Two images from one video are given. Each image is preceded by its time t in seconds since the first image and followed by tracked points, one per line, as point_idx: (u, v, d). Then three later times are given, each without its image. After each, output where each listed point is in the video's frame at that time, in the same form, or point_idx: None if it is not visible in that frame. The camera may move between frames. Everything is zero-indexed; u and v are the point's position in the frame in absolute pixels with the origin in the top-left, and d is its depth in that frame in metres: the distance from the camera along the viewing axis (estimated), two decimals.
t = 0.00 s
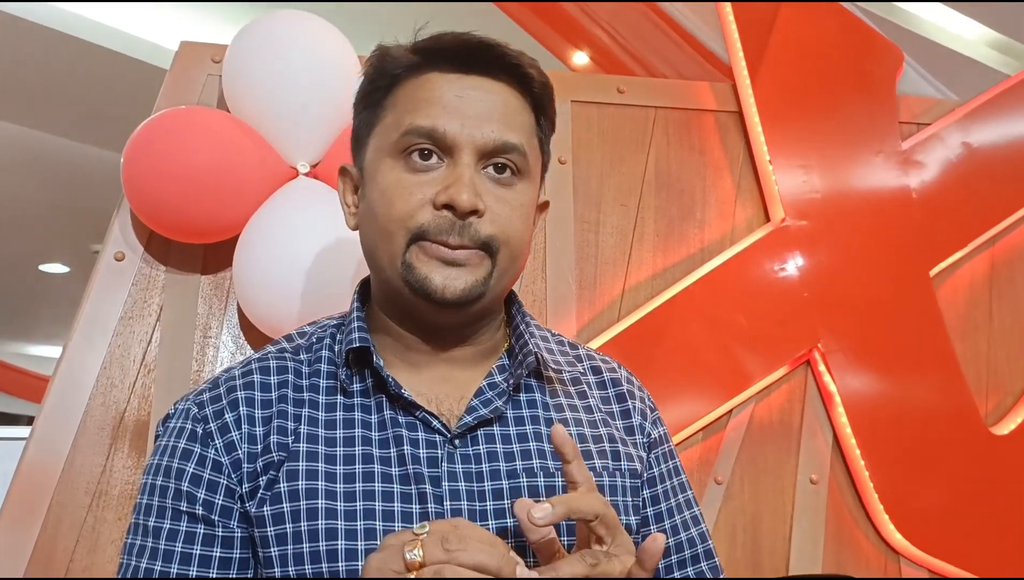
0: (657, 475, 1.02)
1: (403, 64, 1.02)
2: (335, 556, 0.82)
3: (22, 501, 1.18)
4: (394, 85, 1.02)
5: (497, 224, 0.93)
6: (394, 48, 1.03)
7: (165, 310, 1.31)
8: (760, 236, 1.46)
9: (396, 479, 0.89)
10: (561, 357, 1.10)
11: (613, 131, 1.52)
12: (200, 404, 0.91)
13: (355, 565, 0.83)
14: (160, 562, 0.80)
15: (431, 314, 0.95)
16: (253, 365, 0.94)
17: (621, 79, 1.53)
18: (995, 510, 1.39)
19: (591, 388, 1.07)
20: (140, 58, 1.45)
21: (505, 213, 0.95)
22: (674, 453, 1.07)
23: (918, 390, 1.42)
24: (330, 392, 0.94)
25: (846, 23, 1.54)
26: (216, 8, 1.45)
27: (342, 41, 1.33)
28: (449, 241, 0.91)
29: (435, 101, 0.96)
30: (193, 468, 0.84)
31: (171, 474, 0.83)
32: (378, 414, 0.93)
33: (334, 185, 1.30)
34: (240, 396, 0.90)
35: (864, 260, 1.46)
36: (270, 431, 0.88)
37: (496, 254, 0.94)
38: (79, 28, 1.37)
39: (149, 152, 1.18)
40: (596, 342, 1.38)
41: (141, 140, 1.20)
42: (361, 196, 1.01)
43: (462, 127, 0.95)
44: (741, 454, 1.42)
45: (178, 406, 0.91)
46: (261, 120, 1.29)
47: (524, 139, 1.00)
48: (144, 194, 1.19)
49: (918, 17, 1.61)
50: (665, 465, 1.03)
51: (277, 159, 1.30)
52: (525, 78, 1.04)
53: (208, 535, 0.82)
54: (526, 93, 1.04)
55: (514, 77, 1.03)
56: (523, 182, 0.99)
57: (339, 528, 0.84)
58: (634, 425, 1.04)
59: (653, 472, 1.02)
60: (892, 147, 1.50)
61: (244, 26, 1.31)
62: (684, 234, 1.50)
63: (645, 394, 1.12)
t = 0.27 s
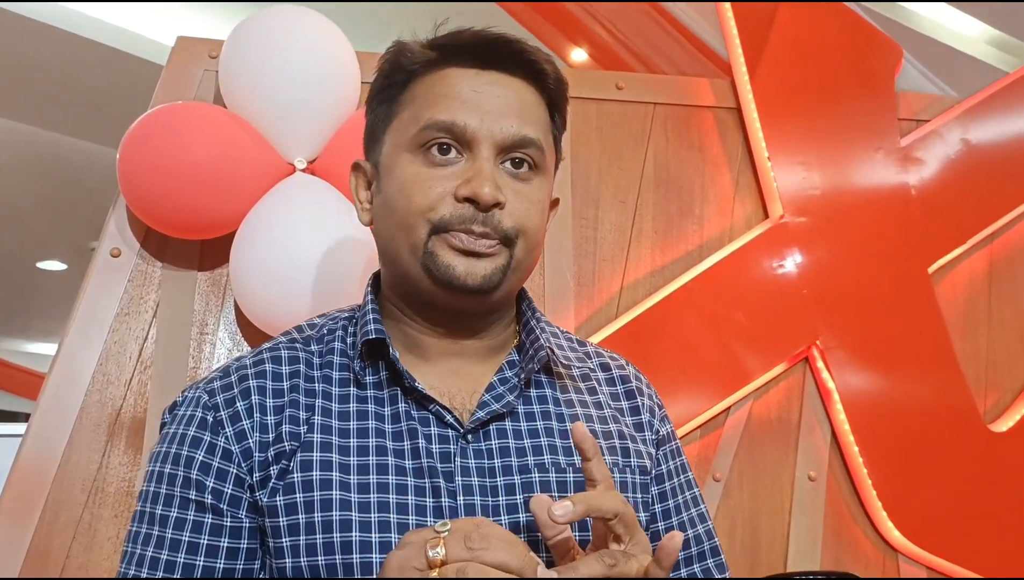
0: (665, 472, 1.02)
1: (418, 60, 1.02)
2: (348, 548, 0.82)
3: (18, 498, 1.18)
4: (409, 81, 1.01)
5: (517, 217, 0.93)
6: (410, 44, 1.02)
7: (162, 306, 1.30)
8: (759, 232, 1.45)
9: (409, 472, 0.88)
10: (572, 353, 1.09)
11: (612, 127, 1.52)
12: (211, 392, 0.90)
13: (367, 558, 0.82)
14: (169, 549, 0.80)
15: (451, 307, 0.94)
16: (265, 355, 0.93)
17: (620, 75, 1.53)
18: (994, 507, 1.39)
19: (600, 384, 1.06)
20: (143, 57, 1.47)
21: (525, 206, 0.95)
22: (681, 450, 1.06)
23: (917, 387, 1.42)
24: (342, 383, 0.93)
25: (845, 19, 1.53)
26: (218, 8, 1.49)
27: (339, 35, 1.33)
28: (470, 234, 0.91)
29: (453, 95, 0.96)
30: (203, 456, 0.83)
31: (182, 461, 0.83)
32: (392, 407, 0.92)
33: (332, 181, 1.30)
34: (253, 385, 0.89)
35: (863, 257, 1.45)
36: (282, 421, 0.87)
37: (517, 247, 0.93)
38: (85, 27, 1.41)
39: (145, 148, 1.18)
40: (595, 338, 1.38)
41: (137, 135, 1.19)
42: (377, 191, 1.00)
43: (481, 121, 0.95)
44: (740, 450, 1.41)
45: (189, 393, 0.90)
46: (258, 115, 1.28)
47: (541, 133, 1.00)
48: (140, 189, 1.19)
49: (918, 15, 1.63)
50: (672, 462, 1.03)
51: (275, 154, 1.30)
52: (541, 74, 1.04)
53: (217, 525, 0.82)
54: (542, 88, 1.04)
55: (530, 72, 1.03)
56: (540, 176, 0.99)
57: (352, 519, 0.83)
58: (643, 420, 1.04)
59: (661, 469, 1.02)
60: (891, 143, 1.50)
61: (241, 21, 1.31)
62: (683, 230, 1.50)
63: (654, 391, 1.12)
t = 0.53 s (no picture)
0: (670, 472, 1.02)
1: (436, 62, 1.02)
2: (360, 546, 0.81)
3: (15, 497, 1.18)
4: (427, 82, 1.01)
5: (532, 222, 0.93)
6: (429, 45, 1.02)
7: (159, 305, 1.30)
8: (757, 231, 1.45)
9: (420, 470, 0.87)
10: (579, 353, 1.10)
11: (611, 126, 1.52)
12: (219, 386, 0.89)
13: (379, 555, 0.81)
14: (176, 545, 0.79)
15: (463, 311, 0.94)
16: (274, 351, 0.93)
17: (619, 75, 1.53)
18: (992, 506, 1.39)
19: (607, 384, 1.07)
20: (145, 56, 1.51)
21: (540, 211, 0.95)
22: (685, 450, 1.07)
23: (915, 386, 1.42)
24: (352, 380, 0.92)
25: (844, 19, 1.53)
26: (218, 8, 1.52)
27: (337, 34, 1.33)
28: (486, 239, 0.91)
29: (472, 99, 0.96)
30: (212, 451, 0.82)
31: (191, 455, 0.82)
32: (403, 404, 0.92)
33: (331, 180, 1.30)
34: (263, 380, 0.88)
35: (861, 256, 1.46)
36: (292, 417, 0.87)
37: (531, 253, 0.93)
38: (85, 27, 1.47)
39: (143, 146, 1.18)
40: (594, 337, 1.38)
41: (135, 133, 1.19)
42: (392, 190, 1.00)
43: (499, 125, 0.95)
44: (737, 450, 1.42)
45: (195, 387, 0.89)
46: (256, 114, 1.28)
47: (557, 139, 1.00)
48: (138, 188, 1.19)
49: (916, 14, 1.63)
50: (678, 461, 1.03)
51: (273, 153, 1.30)
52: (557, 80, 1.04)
53: (224, 521, 0.81)
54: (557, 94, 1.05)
55: (547, 78, 1.03)
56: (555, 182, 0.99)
57: (364, 516, 0.83)
58: (649, 420, 1.04)
59: (667, 469, 1.02)
60: (889, 143, 1.50)
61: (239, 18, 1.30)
62: (681, 229, 1.50)
63: (659, 392, 1.12)
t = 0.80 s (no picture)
0: (679, 481, 1.03)
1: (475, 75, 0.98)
2: (374, 550, 0.81)
3: (15, 496, 1.18)
4: (461, 95, 0.98)
5: (547, 260, 0.93)
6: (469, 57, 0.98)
7: (160, 305, 1.30)
8: (757, 231, 1.45)
9: (435, 474, 0.87)
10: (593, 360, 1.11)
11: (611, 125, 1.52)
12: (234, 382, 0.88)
13: (393, 559, 0.81)
14: (188, 543, 0.79)
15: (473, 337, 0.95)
16: (289, 350, 0.92)
17: (620, 74, 1.52)
18: (992, 506, 1.40)
19: (619, 392, 1.07)
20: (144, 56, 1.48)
21: (558, 247, 0.94)
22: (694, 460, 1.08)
23: (915, 386, 1.43)
24: (368, 381, 0.92)
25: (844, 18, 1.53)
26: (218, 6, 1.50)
27: (337, 34, 1.33)
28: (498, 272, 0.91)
29: (504, 125, 0.93)
30: (227, 450, 0.82)
31: (206, 454, 0.81)
32: (418, 407, 0.92)
33: (332, 180, 1.30)
34: (278, 380, 0.88)
35: (861, 257, 1.46)
36: (308, 418, 0.86)
37: (542, 289, 0.93)
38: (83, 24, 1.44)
39: (145, 146, 1.18)
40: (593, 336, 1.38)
41: (137, 133, 1.19)
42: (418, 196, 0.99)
43: (528, 157, 0.92)
44: (738, 450, 1.42)
45: (209, 383, 0.88)
46: (257, 113, 1.28)
47: (589, 171, 0.97)
48: (139, 187, 1.19)
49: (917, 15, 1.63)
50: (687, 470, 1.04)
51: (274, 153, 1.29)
52: (600, 108, 0.99)
53: (239, 521, 0.81)
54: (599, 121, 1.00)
55: (590, 107, 0.98)
56: (581, 216, 0.97)
57: (379, 520, 0.83)
58: (660, 429, 1.05)
59: (677, 478, 1.03)
60: (889, 143, 1.50)
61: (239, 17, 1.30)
62: (681, 229, 1.50)
63: (670, 402, 1.13)
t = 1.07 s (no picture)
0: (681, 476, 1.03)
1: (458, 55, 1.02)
2: (382, 539, 0.81)
3: (16, 494, 1.18)
4: (448, 75, 1.02)
5: (554, 213, 0.94)
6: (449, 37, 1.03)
7: (161, 302, 1.30)
8: (757, 229, 1.46)
9: (442, 465, 0.87)
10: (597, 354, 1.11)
11: (611, 123, 1.52)
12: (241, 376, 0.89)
13: (402, 549, 0.81)
14: (196, 534, 0.78)
15: (486, 299, 0.94)
16: (296, 342, 0.93)
17: (619, 73, 1.53)
18: (992, 504, 1.40)
19: (622, 387, 1.08)
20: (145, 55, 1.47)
21: (560, 202, 0.96)
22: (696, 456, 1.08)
23: (915, 384, 1.43)
24: (373, 373, 0.93)
25: (843, 17, 1.53)
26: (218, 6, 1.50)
27: (337, 32, 1.33)
28: (508, 226, 0.91)
29: (495, 91, 0.96)
30: (233, 440, 0.82)
31: (212, 445, 0.81)
32: (424, 399, 0.92)
33: (333, 178, 1.30)
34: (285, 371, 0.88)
35: (861, 256, 1.46)
36: (315, 409, 0.87)
37: (554, 241, 0.94)
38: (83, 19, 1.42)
39: (145, 142, 1.18)
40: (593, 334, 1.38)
41: (138, 130, 1.19)
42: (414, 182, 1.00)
43: (521, 117, 0.95)
44: (738, 447, 1.42)
45: (216, 376, 0.89)
46: (256, 111, 1.28)
47: (578, 130, 1.01)
48: (139, 184, 1.19)
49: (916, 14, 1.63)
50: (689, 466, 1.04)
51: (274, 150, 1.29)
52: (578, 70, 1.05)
53: (247, 511, 0.81)
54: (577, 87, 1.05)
55: (569, 70, 1.04)
56: (576, 173, 1.00)
57: (387, 509, 0.83)
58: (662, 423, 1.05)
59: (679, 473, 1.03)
60: (889, 142, 1.50)
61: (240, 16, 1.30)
62: (682, 227, 1.50)
63: (672, 399, 1.13)
